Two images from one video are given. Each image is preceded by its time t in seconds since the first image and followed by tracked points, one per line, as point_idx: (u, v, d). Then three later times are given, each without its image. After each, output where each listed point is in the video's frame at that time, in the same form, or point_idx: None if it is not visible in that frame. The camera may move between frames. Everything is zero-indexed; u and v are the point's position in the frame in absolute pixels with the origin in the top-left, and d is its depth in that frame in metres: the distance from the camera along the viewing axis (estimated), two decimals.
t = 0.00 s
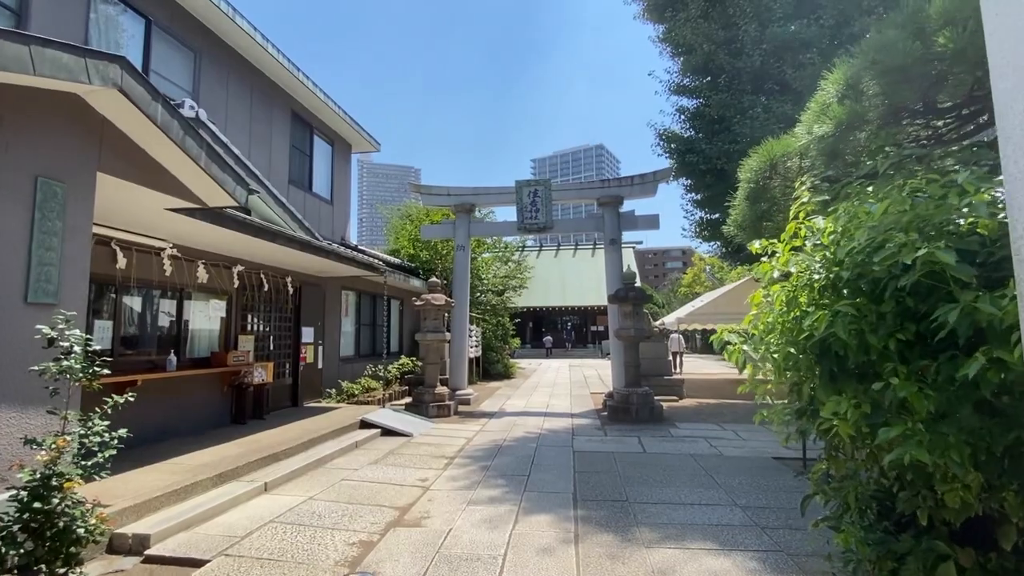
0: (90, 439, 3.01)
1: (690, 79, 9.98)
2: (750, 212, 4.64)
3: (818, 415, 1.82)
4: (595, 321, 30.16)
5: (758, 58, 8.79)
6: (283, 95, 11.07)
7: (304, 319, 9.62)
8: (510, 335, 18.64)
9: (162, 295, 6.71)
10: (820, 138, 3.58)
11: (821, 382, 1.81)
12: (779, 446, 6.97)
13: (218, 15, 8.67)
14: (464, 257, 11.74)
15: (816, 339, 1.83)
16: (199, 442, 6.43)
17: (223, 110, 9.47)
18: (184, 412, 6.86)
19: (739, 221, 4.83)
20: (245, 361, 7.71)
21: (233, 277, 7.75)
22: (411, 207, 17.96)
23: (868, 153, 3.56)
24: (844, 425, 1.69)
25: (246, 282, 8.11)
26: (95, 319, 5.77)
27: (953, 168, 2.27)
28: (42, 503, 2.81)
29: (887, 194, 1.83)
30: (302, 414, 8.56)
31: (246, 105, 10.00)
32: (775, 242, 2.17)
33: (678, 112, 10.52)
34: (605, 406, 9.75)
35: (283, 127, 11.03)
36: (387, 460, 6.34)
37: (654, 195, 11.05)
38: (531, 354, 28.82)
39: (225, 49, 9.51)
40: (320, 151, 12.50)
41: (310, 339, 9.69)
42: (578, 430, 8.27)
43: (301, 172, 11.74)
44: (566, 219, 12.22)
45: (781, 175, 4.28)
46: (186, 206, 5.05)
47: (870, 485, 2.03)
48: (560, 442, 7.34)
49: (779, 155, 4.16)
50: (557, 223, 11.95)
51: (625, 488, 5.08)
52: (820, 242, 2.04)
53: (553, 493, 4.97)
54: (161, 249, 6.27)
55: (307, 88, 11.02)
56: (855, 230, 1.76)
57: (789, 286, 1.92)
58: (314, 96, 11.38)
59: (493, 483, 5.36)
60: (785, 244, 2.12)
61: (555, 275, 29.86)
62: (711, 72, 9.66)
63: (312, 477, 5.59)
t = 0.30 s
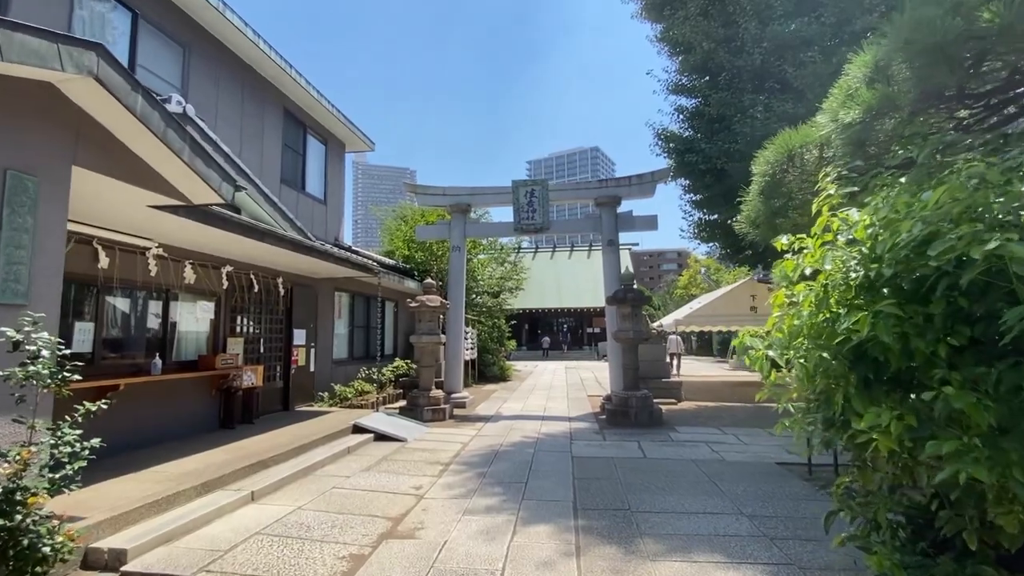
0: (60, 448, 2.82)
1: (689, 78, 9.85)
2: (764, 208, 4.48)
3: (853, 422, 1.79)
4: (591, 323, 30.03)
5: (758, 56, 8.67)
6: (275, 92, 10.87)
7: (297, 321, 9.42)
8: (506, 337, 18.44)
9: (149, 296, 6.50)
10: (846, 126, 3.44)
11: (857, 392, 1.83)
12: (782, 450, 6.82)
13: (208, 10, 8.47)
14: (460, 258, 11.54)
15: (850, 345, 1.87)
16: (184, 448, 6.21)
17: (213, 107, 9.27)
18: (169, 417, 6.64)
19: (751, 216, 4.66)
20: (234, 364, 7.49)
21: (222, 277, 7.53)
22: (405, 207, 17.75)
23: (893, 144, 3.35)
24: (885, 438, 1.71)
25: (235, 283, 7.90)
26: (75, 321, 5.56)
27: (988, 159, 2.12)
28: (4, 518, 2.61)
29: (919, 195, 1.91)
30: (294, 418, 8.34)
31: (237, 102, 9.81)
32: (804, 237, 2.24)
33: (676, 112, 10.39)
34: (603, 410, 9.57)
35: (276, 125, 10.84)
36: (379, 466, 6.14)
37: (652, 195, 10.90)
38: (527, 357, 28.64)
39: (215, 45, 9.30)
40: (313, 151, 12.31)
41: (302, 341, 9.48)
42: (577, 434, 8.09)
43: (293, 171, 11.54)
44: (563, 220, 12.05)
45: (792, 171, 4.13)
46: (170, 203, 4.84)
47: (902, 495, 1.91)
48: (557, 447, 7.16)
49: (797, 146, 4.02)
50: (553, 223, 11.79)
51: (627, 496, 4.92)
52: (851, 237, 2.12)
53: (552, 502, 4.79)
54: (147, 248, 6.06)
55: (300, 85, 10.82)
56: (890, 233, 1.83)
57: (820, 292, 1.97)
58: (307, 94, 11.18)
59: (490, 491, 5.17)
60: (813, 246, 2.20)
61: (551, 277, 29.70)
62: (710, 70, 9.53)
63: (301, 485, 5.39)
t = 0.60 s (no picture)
0: (26, 454, 2.65)
1: (686, 74, 9.73)
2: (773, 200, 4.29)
3: (885, 426, 1.69)
4: (585, 323, 30.01)
5: (756, 52, 8.58)
6: (265, 88, 10.65)
7: (287, 321, 9.22)
8: (500, 338, 18.29)
9: (130, 295, 6.29)
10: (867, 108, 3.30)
11: (887, 392, 1.71)
12: (781, 451, 6.72)
13: (195, 1, 8.23)
14: (454, 257, 11.38)
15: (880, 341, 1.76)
16: (168, 452, 6.00)
17: (201, 103, 9.06)
18: (153, 420, 6.44)
19: (759, 208, 4.51)
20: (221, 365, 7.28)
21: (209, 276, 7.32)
22: (399, 207, 17.55)
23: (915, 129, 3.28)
24: (921, 444, 1.59)
25: (221, 281, 7.68)
26: (53, 320, 5.36)
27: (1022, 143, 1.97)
28: None
29: (960, 178, 1.79)
30: (283, 421, 8.14)
31: (226, 97, 9.59)
32: (830, 222, 2.22)
33: (672, 109, 10.28)
34: (599, 411, 9.42)
35: (266, 121, 10.63)
36: (370, 470, 5.95)
37: (648, 193, 10.79)
38: (521, 357, 28.51)
39: (203, 39, 9.08)
40: (305, 148, 12.09)
41: (291, 342, 9.26)
42: (573, 436, 7.94)
43: (284, 169, 11.32)
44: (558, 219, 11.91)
45: (798, 163, 3.98)
46: (150, 196, 4.63)
47: (912, 501, 1.85)
48: (553, 449, 7.01)
49: (810, 130, 3.86)
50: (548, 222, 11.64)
51: (625, 499, 4.77)
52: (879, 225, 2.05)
53: (549, 506, 4.64)
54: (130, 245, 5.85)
55: (290, 81, 10.62)
56: (928, 220, 1.72)
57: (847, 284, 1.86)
58: (298, 90, 10.97)
59: (485, 495, 5.01)
60: (839, 236, 2.11)
61: (545, 277, 29.59)
62: (707, 67, 9.42)
63: (288, 490, 5.20)
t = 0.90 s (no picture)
0: None
1: (681, 71, 9.60)
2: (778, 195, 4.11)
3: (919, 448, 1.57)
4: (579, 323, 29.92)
5: (752, 49, 8.47)
6: (252, 84, 10.41)
7: (274, 322, 8.99)
8: (493, 338, 18.12)
9: (107, 297, 6.07)
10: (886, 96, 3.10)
11: (918, 408, 1.59)
12: (779, 455, 6.58)
13: None
14: (445, 256, 11.18)
15: (911, 352, 1.64)
16: (146, 460, 5.78)
17: (185, 98, 8.82)
18: (132, 426, 6.22)
19: (764, 203, 4.27)
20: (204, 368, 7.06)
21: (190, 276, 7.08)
22: (391, 206, 17.32)
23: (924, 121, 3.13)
24: (961, 469, 1.47)
25: (204, 282, 7.46)
26: (23, 323, 5.13)
27: None
28: None
29: (1004, 170, 1.65)
30: (269, 425, 7.92)
31: (210, 92, 9.34)
32: (854, 217, 2.09)
33: (667, 107, 10.16)
34: (593, 414, 9.27)
35: (253, 118, 10.38)
36: (357, 477, 5.76)
37: (643, 192, 10.65)
38: (515, 357, 28.35)
39: (186, 32, 8.83)
40: (293, 145, 11.85)
41: (278, 344, 9.03)
42: (567, 439, 7.78)
43: (272, 167, 11.08)
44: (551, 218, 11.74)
45: (806, 156, 3.78)
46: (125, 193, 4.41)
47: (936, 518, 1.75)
48: (547, 454, 6.82)
49: (820, 120, 3.71)
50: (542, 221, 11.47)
51: (621, 508, 4.60)
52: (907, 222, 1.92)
53: (541, 515, 4.47)
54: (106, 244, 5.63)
55: (278, 76, 10.37)
56: (970, 216, 1.59)
57: (869, 288, 1.73)
58: (285, 86, 10.72)
59: (476, 504, 4.83)
60: (863, 233, 1.97)
61: (539, 277, 29.45)
62: (702, 64, 9.29)
63: (271, 499, 5.00)
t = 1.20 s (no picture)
0: None
1: (673, 70, 9.52)
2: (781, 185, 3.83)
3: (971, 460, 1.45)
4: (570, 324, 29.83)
5: (745, 46, 8.38)
6: (236, 79, 10.13)
7: (257, 324, 8.72)
8: (484, 339, 17.93)
9: (77, 298, 5.79)
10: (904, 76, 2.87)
11: (958, 414, 1.50)
12: (775, 457, 6.47)
13: None
14: (435, 256, 10.97)
15: (954, 353, 1.55)
16: (120, 468, 5.52)
17: (164, 93, 8.55)
18: (106, 433, 5.95)
19: (770, 193, 3.86)
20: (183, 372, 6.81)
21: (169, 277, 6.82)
22: (380, 206, 17.08)
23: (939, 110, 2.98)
24: (1014, 486, 1.35)
25: (184, 282, 7.20)
26: None
27: None
28: None
29: None
30: (253, 430, 7.66)
31: (191, 88, 9.08)
32: (885, 206, 1.99)
33: (658, 106, 10.08)
34: (586, 416, 9.11)
35: (237, 114, 10.11)
36: (343, 485, 5.54)
37: (634, 191, 10.55)
38: (506, 358, 28.20)
39: (165, 25, 8.56)
40: (278, 143, 11.59)
41: (262, 346, 8.76)
42: (559, 442, 7.62)
43: (256, 165, 10.80)
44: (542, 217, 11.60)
45: (817, 144, 3.39)
46: (95, 188, 4.19)
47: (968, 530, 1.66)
48: (539, 458, 6.65)
49: (834, 105, 3.35)
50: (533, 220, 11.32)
51: (616, 514, 4.45)
52: (947, 207, 1.82)
53: (534, 524, 4.30)
54: (77, 242, 5.37)
55: (262, 72, 10.10)
56: None
57: (906, 283, 1.63)
58: (270, 82, 10.45)
59: (466, 512, 4.65)
60: (895, 224, 1.86)
61: (530, 278, 29.33)
62: (694, 62, 9.21)
63: (251, 509, 4.77)
